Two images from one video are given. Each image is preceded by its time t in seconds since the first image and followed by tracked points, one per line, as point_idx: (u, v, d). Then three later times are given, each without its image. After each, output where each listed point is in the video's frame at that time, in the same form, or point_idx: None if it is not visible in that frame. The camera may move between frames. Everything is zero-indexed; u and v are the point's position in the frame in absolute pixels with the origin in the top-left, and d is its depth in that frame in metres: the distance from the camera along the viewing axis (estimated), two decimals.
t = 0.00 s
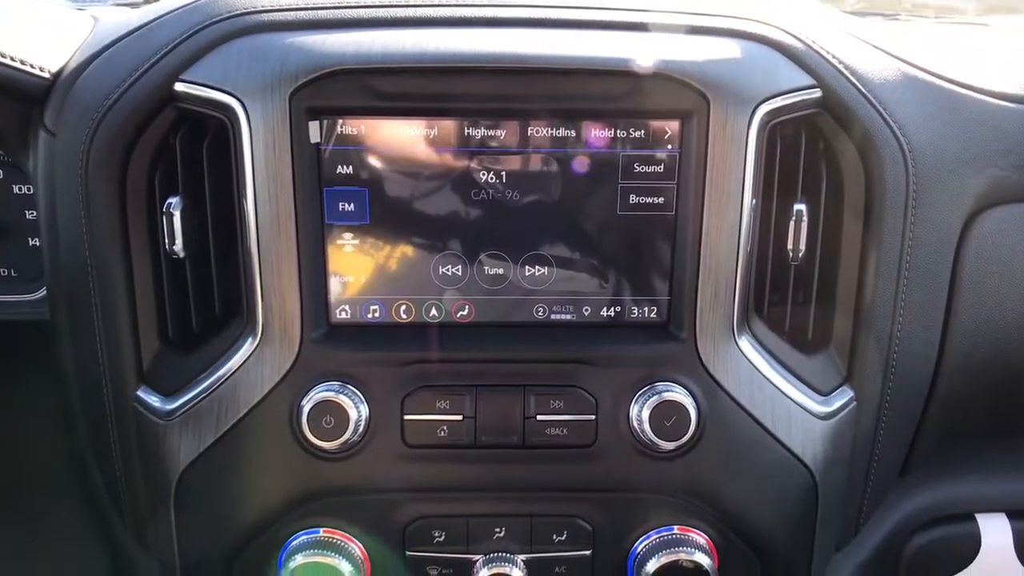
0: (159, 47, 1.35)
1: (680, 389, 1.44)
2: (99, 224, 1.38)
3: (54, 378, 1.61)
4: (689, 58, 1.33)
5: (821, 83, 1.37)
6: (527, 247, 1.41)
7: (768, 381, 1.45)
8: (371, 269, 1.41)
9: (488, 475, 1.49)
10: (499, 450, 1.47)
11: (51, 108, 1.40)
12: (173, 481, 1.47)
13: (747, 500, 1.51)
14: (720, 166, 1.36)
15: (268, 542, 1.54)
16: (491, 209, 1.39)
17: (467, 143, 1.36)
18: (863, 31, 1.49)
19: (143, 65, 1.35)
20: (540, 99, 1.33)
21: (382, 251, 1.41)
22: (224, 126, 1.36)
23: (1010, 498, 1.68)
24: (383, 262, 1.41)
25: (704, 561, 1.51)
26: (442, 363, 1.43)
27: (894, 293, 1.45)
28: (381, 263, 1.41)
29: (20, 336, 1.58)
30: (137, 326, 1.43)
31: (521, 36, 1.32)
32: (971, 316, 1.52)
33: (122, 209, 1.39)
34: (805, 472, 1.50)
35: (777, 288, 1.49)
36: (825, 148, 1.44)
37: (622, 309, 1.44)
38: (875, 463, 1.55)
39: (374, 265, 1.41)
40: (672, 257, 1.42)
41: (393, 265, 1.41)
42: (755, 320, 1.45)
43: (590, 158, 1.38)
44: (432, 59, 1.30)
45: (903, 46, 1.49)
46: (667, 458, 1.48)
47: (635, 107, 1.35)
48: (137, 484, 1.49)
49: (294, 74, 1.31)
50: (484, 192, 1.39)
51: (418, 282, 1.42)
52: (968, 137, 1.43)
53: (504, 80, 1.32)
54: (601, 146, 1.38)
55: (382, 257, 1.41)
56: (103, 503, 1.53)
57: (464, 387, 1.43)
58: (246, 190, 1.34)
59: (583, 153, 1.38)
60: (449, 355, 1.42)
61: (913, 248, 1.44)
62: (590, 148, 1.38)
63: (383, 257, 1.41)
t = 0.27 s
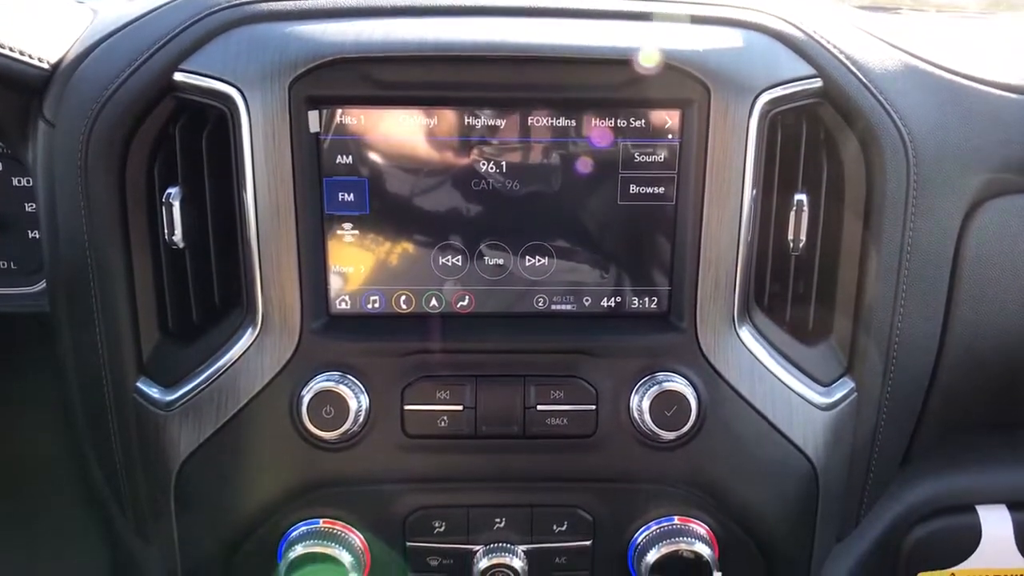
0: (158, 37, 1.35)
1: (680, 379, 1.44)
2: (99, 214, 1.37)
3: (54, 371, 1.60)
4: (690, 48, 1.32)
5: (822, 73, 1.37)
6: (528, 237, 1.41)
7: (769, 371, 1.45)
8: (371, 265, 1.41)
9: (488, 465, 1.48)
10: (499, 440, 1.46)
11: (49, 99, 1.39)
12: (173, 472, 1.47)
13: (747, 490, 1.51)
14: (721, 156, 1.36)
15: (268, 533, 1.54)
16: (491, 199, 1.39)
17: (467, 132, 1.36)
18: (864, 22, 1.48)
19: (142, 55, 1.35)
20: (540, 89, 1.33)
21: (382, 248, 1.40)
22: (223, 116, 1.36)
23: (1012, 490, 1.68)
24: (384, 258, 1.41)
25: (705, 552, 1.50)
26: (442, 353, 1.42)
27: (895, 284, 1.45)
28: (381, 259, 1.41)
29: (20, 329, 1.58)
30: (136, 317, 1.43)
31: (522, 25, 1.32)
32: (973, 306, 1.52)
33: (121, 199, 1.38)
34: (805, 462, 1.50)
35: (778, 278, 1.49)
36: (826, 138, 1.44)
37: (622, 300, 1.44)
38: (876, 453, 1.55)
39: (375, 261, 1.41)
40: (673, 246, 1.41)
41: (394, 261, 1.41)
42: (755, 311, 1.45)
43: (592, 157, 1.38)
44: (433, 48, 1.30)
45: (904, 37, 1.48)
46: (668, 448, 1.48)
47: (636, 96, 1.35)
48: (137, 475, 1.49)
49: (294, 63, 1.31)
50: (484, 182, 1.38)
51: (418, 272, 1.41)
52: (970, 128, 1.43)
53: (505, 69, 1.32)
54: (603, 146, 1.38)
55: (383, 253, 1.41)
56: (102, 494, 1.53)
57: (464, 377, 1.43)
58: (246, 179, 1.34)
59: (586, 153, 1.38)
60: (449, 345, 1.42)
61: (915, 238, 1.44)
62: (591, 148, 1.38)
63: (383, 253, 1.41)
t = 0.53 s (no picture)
0: (156, 25, 1.35)
1: (679, 367, 1.44)
2: (97, 204, 1.37)
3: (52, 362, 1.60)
4: (688, 36, 1.32)
5: (821, 61, 1.36)
6: (526, 226, 1.41)
7: (768, 360, 1.45)
8: (371, 258, 1.41)
9: (487, 453, 1.49)
10: (497, 428, 1.46)
11: (47, 88, 1.39)
12: (172, 461, 1.48)
13: (746, 478, 1.51)
14: (719, 144, 1.36)
15: (267, 522, 1.54)
16: (489, 187, 1.39)
17: (466, 121, 1.36)
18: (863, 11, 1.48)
19: (139, 43, 1.34)
20: (539, 76, 1.33)
21: (382, 242, 1.40)
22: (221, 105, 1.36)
23: (1011, 480, 1.68)
24: (383, 252, 1.41)
25: (703, 540, 1.50)
26: (441, 341, 1.42)
27: (895, 273, 1.45)
28: (381, 254, 1.41)
29: (18, 320, 1.58)
30: (135, 307, 1.43)
31: (520, 13, 1.31)
32: (972, 296, 1.51)
33: (119, 188, 1.38)
34: (804, 451, 1.50)
35: (777, 267, 1.49)
36: (825, 127, 1.44)
37: (621, 289, 1.44)
38: (874, 442, 1.55)
39: (374, 255, 1.41)
40: (672, 235, 1.41)
41: (393, 255, 1.41)
42: (754, 300, 1.45)
43: (590, 158, 1.38)
44: (431, 36, 1.30)
45: (904, 25, 1.48)
46: (666, 436, 1.48)
47: (634, 84, 1.34)
48: (136, 465, 1.49)
49: (292, 51, 1.31)
50: (483, 171, 1.38)
51: (416, 261, 1.41)
52: (971, 116, 1.43)
53: (503, 57, 1.32)
54: (601, 146, 1.38)
55: (382, 248, 1.41)
56: (101, 485, 1.53)
57: (463, 365, 1.43)
58: (244, 168, 1.34)
59: (583, 153, 1.38)
60: (447, 334, 1.42)
61: (914, 227, 1.44)
62: (589, 149, 1.38)
63: (383, 248, 1.41)
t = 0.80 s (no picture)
0: (151, 11, 1.34)
1: (679, 356, 1.43)
2: (92, 190, 1.36)
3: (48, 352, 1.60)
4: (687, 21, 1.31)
5: (822, 47, 1.35)
6: (525, 213, 1.40)
7: (768, 349, 1.44)
8: (370, 252, 1.40)
9: (485, 442, 1.48)
10: (496, 417, 1.45)
11: (43, 75, 1.37)
12: (169, 450, 1.47)
13: (746, 468, 1.50)
14: (719, 130, 1.34)
15: (264, 511, 1.53)
16: (487, 174, 1.38)
17: (464, 107, 1.35)
18: None
19: (135, 29, 1.33)
20: (537, 62, 1.32)
21: (381, 237, 1.40)
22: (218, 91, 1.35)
23: (1012, 470, 1.67)
24: (382, 246, 1.40)
25: (703, 530, 1.49)
26: (439, 329, 1.41)
27: (896, 260, 1.44)
28: (380, 249, 1.40)
29: (14, 310, 1.57)
30: (131, 295, 1.42)
31: None
32: (975, 284, 1.50)
33: (115, 175, 1.37)
34: (805, 440, 1.49)
35: (777, 255, 1.48)
36: (826, 114, 1.43)
37: (621, 277, 1.43)
38: (875, 432, 1.54)
39: (373, 250, 1.40)
40: (671, 223, 1.40)
41: (392, 249, 1.41)
42: (754, 288, 1.44)
43: (589, 159, 1.38)
44: (428, 20, 1.29)
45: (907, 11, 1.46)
46: (666, 424, 1.47)
47: (633, 69, 1.33)
48: (133, 454, 1.48)
49: (288, 36, 1.30)
50: (481, 158, 1.37)
51: (414, 249, 1.40)
52: (975, 103, 1.41)
53: (501, 42, 1.31)
54: (601, 148, 1.37)
55: (381, 242, 1.40)
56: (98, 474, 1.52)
57: (461, 353, 1.42)
58: (241, 154, 1.33)
59: (583, 155, 1.37)
60: (445, 322, 1.41)
61: (917, 214, 1.43)
62: (589, 150, 1.37)
63: (382, 242, 1.40)
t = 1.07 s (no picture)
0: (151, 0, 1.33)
1: (680, 345, 1.42)
2: (92, 180, 1.35)
3: (48, 344, 1.59)
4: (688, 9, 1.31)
5: (824, 35, 1.35)
6: (525, 203, 1.39)
7: (770, 339, 1.44)
8: (370, 247, 1.40)
9: (486, 432, 1.48)
10: (497, 406, 1.45)
11: (42, 65, 1.37)
12: (171, 441, 1.47)
13: (747, 458, 1.50)
14: (721, 119, 1.34)
15: (265, 502, 1.53)
16: (488, 163, 1.37)
17: (464, 95, 1.34)
18: None
19: (135, 19, 1.33)
20: (538, 50, 1.31)
21: (382, 233, 1.40)
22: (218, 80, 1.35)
23: (1014, 461, 1.67)
24: (383, 240, 1.40)
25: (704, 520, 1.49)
26: (439, 319, 1.41)
27: (899, 250, 1.43)
28: (380, 243, 1.40)
29: (14, 302, 1.56)
30: (131, 285, 1.41)
31: None
32: (977, 274, 1.50)
33: (115, 165, 1.37)
34: (806, 431, 1.49)
35: (778, 245, 1.48)
36: (828, 103, 1.42)
37: (622, 267, 1.43)
38: (877, 422, 1.54)
39: (374, 245, 1.40)
40: (672, 212, 1.40)
41: (393, 244, 1.40)
42: (755, 278, 1.44)
43: (590, 160, 1.38)
44: (428, 9, 1.28)
45: None
46: (667, 414, 1.46)
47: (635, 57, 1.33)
48: (134, 446, 1.48)
49: (288, 25, 1.30)
50: (482, 147, 1.36)
51: (414, 238, 1.40)
52: (978, 91, 1.40)
53: (501, 30, 1.30)
54: (602, 148, 1.37)
55: (382, 237, 1.40)
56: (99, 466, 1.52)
57: (462, 343, 1.42)
58: (240, 143, 1.33)
59: (583, 155, 1.38)
60: (446, 312, 1.41)
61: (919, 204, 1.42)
62: (590, 150, 1.37)
63: (383, 237, 1.40)
